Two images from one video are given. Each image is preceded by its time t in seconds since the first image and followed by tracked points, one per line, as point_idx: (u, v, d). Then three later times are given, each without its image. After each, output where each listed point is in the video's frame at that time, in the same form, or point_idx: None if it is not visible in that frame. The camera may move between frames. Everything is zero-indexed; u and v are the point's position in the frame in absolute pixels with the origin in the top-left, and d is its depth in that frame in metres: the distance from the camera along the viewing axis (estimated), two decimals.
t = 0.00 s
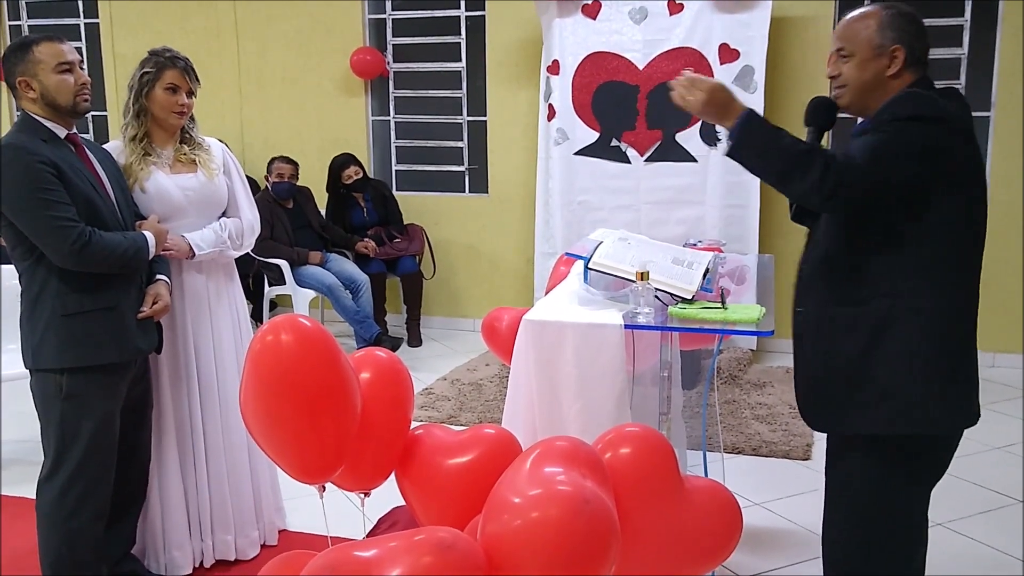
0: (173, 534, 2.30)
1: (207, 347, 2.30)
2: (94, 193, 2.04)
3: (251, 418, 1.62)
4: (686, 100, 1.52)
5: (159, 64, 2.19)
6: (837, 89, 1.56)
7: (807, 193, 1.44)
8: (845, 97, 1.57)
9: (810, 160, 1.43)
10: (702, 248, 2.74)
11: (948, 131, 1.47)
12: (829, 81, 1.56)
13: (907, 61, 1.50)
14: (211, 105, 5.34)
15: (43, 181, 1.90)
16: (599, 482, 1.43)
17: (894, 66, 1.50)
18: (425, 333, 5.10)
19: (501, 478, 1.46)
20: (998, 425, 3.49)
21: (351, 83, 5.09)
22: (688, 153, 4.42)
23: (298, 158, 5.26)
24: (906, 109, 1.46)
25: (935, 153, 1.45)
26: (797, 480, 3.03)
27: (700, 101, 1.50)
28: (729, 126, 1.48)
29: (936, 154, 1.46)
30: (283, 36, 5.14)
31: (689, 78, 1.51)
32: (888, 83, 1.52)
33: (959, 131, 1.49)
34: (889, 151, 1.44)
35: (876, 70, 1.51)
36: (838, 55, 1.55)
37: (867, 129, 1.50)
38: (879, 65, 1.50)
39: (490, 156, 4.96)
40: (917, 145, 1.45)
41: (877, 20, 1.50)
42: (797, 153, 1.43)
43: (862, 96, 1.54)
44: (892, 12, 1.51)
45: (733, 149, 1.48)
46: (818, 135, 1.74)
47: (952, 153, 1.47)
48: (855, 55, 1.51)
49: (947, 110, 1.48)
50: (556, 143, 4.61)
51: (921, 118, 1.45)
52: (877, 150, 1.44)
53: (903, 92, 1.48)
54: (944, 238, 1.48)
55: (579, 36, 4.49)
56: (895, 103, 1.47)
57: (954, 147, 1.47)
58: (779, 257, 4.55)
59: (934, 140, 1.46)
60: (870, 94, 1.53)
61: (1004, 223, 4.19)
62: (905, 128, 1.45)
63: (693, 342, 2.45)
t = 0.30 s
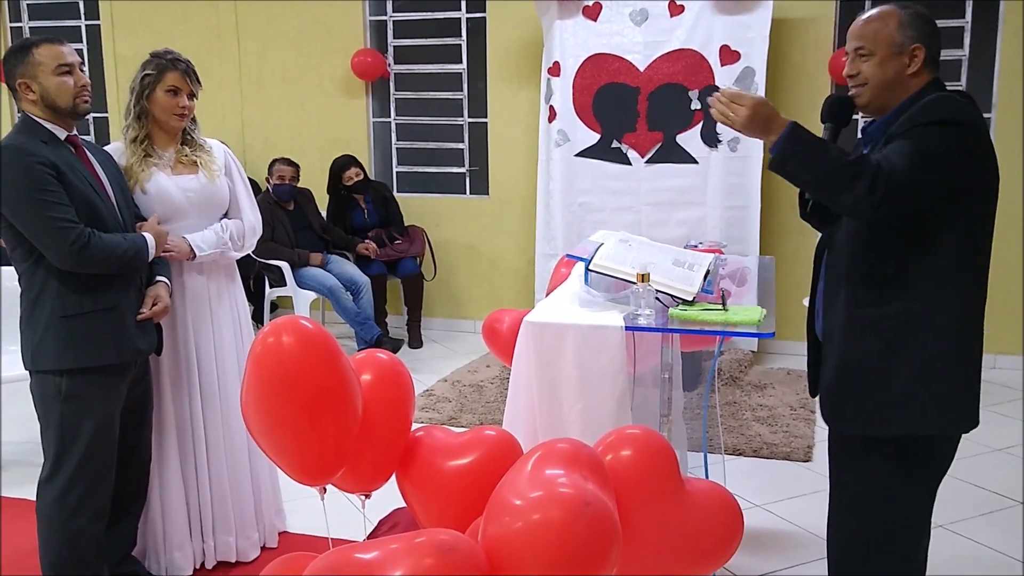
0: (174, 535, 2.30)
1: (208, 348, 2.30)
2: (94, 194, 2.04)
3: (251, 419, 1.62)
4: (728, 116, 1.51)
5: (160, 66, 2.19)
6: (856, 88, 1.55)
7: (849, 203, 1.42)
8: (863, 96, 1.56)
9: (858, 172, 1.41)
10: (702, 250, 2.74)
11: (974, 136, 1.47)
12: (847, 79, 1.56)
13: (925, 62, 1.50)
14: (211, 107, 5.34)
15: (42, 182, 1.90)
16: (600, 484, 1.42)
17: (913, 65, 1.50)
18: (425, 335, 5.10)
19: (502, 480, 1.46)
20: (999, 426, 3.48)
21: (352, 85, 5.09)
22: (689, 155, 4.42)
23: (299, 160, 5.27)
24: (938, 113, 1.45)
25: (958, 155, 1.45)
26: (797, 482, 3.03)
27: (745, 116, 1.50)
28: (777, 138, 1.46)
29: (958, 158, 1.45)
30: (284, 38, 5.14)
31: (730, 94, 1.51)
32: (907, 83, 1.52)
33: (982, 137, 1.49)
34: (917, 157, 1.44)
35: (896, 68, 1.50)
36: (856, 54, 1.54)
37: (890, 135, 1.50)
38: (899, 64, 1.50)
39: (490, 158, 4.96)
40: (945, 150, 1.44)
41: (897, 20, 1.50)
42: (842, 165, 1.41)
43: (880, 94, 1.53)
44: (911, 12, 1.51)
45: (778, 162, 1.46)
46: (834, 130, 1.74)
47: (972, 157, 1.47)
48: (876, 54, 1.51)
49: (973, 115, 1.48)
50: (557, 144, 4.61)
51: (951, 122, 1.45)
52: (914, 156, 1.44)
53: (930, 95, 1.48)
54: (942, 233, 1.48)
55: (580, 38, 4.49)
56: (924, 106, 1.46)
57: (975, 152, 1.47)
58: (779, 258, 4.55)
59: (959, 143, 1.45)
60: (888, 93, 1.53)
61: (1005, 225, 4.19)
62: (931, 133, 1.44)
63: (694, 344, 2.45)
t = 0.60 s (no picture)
0: (172, 536, 2.30)
1: (207, 349, 2.30)
2: (91, 194, 2.03)
3: (251, 419, 1.62)
4: (770, 112, 1.45)
5: (158, 66, 2.19)
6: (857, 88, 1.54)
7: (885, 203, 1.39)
8: (863, 95, 1.56)
9: (890, 174, 1.38)
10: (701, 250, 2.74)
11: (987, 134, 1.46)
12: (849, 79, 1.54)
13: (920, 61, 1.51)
14: (210, 107, 5.34)
15: (39, 183, 1.90)
16: (599, 484, 1.42)
17: (913, 65, 1.51)
18: (424, 335, 5.10)
19: (502, 480, 1.46)
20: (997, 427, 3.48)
21: (350, 85, 5.09)
22: (687, 155, 4.42)
23: (298, 160, 5.26)
24: (958, 112, 1.44)
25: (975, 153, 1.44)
26: (796, 482, 3.03)
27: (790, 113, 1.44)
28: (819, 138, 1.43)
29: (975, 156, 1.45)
30: (282, 38, 5.14)
31: (772, 89, 1.45)
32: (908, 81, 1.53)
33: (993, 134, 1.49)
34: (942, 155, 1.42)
35: (898, 68, 1.51)
36: (856, 54, 1.52)
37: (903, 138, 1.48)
38: (900, 64, 1.51)
39: (489, 158, 4.96)
40: (964, 149, 1.43)
41: (895, 20, 1.50)
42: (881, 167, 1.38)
43: (882, 94, 1.54)
44: (905, 13, 1.52)
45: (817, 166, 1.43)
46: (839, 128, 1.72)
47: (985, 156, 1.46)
48: (878, 54, 1.50)
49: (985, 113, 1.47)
50: (556, 144, 4.61)
51: (970, 121, 1.44)
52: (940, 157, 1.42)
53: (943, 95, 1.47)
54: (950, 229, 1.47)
55: (578, 38, 4.49)
56: (937, 108, 1.45)
57: (987, 150, 1.47)
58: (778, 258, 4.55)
59: (976, 141, 1.44)
60: (889, 93, 1.53)
61: (1003, 225, 4.20)
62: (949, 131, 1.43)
63: (693, 344, 2.45)
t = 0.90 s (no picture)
0: (171, 537, 2.29)
1: (206, 349, 2.30)
2: (90, 195, 2.03)
3: (250, 420, 1.61)
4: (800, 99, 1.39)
5: (157, 67, 2.19)
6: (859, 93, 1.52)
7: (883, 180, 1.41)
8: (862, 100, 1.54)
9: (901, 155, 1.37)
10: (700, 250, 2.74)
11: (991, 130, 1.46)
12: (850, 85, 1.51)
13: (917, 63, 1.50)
14: (209, 108, 5.34)
15: (38, 184, 1.90)
16: (597, 485, 1.42)
17: (912, 68, 1.50)
18: (423, 336, 5.10)
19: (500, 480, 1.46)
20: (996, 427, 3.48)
21: (349, 86, 5.09)
22: (686, 156, 4.42)
23: (297, 161, 5.27)
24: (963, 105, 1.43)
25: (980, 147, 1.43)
26: (795, 483, 3.03)
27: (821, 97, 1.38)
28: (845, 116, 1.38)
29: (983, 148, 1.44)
30: (281, 39, 5.13)
31: (797, 76, 1.39)
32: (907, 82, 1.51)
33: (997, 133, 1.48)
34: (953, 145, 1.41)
35: (899, 72, 1.49)
36: (857, 58, 1.49)
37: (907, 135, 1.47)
38: (901, 67, 1.49)
39: (488, 158, 4.97)
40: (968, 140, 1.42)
41: (894, 23, 1.48)
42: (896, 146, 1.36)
43: (883, 98, 1.52)
44: (899, 15, 1.50)
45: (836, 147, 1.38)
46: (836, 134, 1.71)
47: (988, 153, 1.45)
48: (882, 56, 1.47)
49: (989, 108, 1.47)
50: (554, 145, 4.62)
51: (976, 113, 1.43)
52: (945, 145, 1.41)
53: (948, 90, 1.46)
54: (954, 228, 1.46)
55: (577, 38, 4.50)
56: (941, 105, 1.44)
57: (992, 144, 1.47)
58: (777, 259, 4.55)
59: (980, 135, 1.44)
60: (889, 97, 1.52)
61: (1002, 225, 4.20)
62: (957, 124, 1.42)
63: (692, 344, 2.45)
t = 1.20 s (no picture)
0: (169, 538, 2.29)
1: (205, 350, 2.29)
2: (89, 196, 2.03)
3: (248, 422, 1.61)
4: (838, 121, 1.34)
5: (155, 68, 2.18)
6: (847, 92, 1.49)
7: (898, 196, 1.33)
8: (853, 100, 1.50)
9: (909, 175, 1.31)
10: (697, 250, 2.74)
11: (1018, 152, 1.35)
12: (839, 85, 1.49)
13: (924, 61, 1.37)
14: (207, 109, 5.34)
15: (37, 185, 1.89)
16: (595, 485, 1.42)
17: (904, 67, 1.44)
18: (421, 337, 5.10)
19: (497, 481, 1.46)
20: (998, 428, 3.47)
21: (348, 86, 5.09)
22: (685, 156, 4.42)
23: (295, 161, 5.27)
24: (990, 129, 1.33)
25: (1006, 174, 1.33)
26: (794, 483, 3.03)
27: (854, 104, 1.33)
28: (886, 155, 1.33)
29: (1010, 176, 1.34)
30: (280, 39, 5.14)
31: (840, 101, 1.34)
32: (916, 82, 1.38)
33: None
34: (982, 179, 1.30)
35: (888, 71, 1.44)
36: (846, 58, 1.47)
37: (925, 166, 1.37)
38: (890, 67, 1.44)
39: (486, 159, 4.97)
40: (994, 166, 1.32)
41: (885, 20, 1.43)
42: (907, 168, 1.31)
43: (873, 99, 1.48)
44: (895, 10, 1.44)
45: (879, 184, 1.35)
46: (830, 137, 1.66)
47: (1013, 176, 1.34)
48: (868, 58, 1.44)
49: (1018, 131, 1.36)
50: (553, 145, 4.62)
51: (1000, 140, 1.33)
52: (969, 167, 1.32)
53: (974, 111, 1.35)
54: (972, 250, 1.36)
55: (575, 39, 4.50)
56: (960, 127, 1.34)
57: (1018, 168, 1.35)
58: (776, 259, 4.55)
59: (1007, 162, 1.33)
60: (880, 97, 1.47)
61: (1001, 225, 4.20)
62: (981, 155, 1.32)
63: (690, 344, 2.45)
